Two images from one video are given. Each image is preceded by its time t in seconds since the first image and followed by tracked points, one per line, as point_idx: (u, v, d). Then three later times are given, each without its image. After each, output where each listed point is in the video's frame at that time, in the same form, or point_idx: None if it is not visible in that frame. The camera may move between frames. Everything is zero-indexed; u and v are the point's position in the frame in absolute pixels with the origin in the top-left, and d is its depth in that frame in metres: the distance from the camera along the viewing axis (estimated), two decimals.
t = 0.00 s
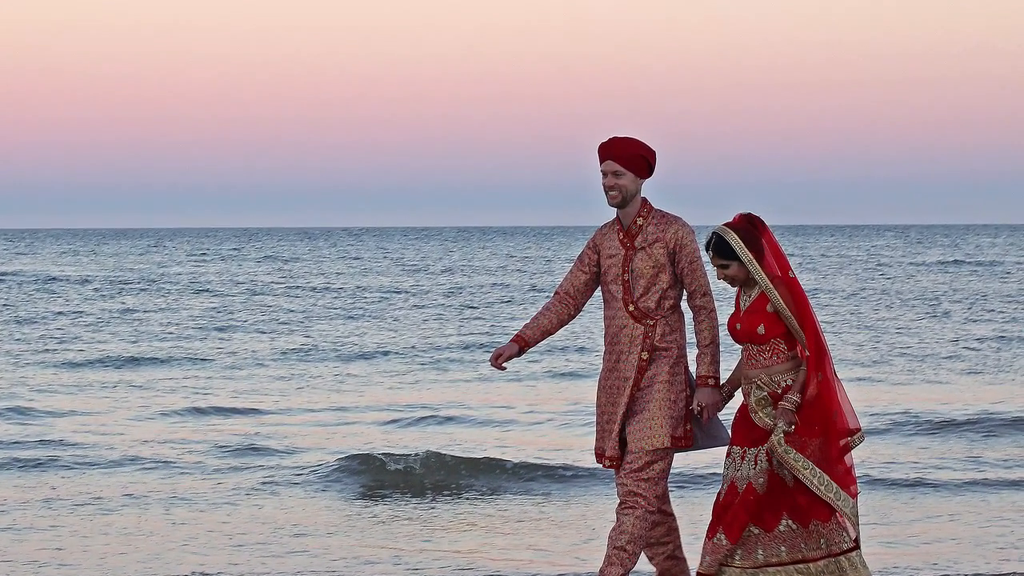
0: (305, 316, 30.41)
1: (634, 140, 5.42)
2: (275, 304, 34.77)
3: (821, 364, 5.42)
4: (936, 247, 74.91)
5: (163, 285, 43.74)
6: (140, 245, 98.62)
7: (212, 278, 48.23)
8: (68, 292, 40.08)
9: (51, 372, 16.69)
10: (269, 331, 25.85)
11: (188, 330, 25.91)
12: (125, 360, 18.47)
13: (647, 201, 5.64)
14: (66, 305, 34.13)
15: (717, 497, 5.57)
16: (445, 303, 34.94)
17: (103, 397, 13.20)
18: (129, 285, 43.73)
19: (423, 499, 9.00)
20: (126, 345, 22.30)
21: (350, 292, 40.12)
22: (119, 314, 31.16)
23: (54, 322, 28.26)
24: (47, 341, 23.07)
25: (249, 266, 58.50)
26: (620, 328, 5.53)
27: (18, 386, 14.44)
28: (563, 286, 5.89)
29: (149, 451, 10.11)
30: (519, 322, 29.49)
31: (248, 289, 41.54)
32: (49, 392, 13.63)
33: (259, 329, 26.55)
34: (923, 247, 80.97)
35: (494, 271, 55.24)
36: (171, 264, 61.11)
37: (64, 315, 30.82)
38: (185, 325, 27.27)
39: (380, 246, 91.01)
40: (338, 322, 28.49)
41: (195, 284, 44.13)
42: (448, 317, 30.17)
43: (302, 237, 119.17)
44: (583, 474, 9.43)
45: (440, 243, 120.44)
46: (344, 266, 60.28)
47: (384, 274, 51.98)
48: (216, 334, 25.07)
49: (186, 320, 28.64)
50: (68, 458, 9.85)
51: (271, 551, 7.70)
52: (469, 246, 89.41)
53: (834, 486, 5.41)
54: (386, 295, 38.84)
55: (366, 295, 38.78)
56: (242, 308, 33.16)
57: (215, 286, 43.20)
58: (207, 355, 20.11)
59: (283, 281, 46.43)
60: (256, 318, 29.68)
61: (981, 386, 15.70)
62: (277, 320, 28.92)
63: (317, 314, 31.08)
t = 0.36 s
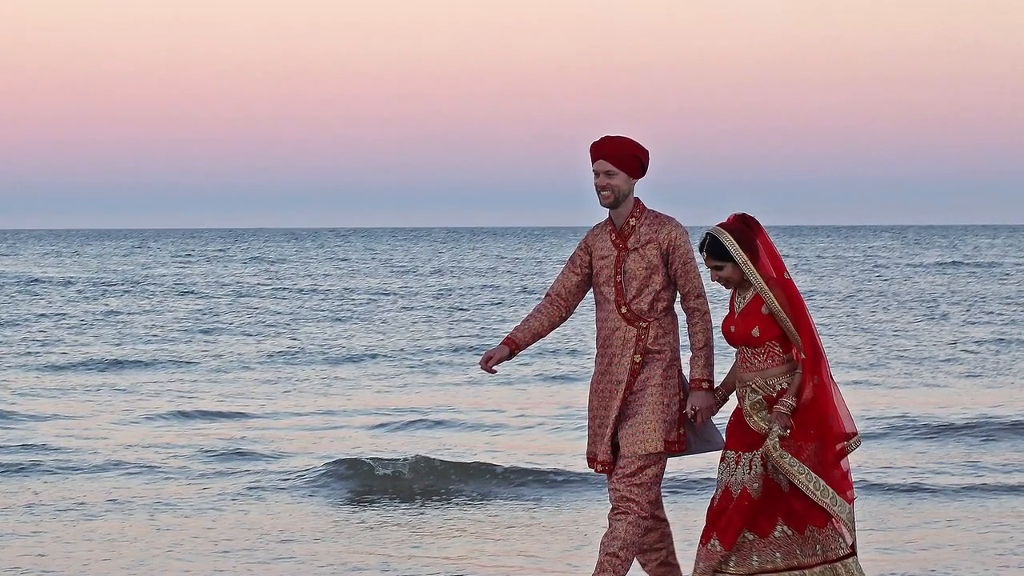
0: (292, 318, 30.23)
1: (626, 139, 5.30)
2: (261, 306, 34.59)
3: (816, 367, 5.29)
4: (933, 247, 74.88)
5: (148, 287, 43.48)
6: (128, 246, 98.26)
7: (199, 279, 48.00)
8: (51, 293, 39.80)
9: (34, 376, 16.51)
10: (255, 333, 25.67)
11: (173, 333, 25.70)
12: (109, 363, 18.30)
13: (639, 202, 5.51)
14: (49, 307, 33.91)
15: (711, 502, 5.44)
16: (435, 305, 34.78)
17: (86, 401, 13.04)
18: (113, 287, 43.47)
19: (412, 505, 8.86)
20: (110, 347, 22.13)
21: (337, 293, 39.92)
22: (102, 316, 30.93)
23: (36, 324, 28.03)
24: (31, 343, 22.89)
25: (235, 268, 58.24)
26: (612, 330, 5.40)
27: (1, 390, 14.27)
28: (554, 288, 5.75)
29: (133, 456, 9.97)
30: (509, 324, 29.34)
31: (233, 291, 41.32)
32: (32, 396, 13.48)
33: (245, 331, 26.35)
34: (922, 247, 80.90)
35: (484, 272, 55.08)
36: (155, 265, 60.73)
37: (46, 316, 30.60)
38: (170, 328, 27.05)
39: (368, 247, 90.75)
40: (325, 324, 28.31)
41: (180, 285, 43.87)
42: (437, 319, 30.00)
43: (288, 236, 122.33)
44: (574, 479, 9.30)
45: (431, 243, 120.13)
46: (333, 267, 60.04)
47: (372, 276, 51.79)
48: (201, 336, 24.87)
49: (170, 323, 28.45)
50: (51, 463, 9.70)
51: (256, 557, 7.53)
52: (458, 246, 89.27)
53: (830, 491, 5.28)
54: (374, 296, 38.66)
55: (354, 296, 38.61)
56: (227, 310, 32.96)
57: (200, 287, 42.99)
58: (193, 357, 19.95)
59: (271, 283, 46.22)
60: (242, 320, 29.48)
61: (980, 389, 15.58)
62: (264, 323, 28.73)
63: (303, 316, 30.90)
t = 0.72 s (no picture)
0: (278, 320, 30.05)
1: (619, 139, 5.17)
2: (247, 308, 34.38)
3: (812, 370, 5.17)
4: (929, 249, 74.83)
5: (131, 289, 43.24)
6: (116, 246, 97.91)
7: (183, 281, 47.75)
8: (34, 295, 39.54)
9: (17, 379, 16.33)
10: (241, 336, 25.48)
11: (158, 336, 25.50)
12: (93, 366, 18.13)
13: (633, 202, 5.37)
14: (31, 310, 33.66)
15: (705, 508, 5.31)
16: (424, 307, 34.61)
17: (68, 405, 12.88)
18: (95, 288, 43.22)
19: (401, 510, 8.72)
20: (93, 350, 21.94)
21: (325, 295, 39.74)
22: (84, 318, 30.73)
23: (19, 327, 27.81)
24: (14, 346, 22.69)
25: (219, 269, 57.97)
26: (604, 333, 5.26)
27: None
28: (545, 290, 5.62)
29: (117, 461, 9.83)
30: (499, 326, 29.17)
31: (219, 293, 41.10)
32: (15, 399, 13.32)
33: (231, 334, 26.17)
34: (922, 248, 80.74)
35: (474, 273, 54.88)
36: (139, 266, 60.38)
37: (29, 319, 30.36)
38: (154, 331, 26.84)
39: (355, 248, 90.43)
40: (312, 327, 28.12)
41: (165, 288, 43.64)
42: (426, 321, 29.84)
43: (276, 237, 125.75)
44: (567, 484, 9.16)
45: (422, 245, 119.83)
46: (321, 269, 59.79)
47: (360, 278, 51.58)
48: (186, 340, 24.67)
49: (155, 325, 28.25)
50: (33, 467, 9.56)
51: (242, 564, 7.35)
52: (447, 247, 89.11)
53: (825, 496, 5.15)
54: (362, 298, 38.52)
55: (342, 298, 38.42)
56: (213, 312, 32.75)
57: (185, 289, 42.74)
58: (177, 361, 19.78)
59: (257, 284, 45.98)
60: (227, 322, 29.31)
61: (980, 393, 15.44)
62: (250, 325, 28.54)
63: (289, 318, 30.69)
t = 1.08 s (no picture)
0: (266, 322, 29.85)
1: (612, 137, 5.04)
2: (234, 310, 34.18)
3: (809, 373, 5.04)
4: (925, 251, 74.78)
5: (115, 290, 42.99)
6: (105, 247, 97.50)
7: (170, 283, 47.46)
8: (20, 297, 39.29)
9: None
10: (228, 339, 25.29)
11: (143, 339, 25.28)
12: (78, 370, 17.95)
13: (626, 202, 5.25)
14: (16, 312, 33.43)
15: (699, 513, 5.18)
16: (414, 310, 34.43)
17: (51, 409, 12.72)
18: (80, 290, 42.96)
19: (390, 516, 8.59)
20: (77, 353, 21.75)
21: (313, 297, 39.56)
22: (68, 321, 30.50)
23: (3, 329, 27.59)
24: None
25: (208, 270, 57.67)
26: (597, 335, 5.13)
27: None
28: (537, 291, 5.49)
29: (101, 466, 9.68)
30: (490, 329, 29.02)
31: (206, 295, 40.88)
32: None
33: (217, 336, 25.96)
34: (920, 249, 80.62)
35: (464, 275, 54.69)
36: (123, 269, 60.06)
37: (14, 321, 30.14)
38: (139, 333, 26.62)
39: (344, 249, 90.12)
40: (300, 329, 27.93)
41: (151, 289, 43.42)
42: (416, 324, 29.66)
43: (263, 237, 127.13)
44: (559, 489, 9.03)
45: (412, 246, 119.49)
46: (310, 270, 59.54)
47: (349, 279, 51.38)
48: (172, 342, 24.48)
49: (141, 328, 28.05)
50: (15, 472, 9.41)
51: (228, 570, 7.19)
52: (437, 249, 88.95)
53: (823, 502, 5.02)
54: (351, 300, 38.32)
55: (330, 300, 38.24)
56: (200, 314, 32.54)
57: (171, 291, 42.52)
58: (162, 364, 19.59)
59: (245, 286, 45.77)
60: (213, 325, 29.09)
61: (979, 396, 15.32)
62: (238, 328, 28.35)
63: (277, 321, 30.53)
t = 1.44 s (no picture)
0: (253, 325, 29.65)
1: (604, 136, 4.90)
2: (220, 312, 33.96)
3: (806, 377, 4.91)
4: (924, 252, 74.66)
5: (98, 291, 42.72)
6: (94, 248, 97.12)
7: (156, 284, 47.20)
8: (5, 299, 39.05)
9: None
10: (214, 341, 25.10)
11: (127, 341, 25.06)
12: (62, 372, 17.78)
13: (619, 202, 5.12)
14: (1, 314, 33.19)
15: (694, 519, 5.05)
16: (404, 311, 34.25)
17: (34, 413, 12.56)
18: (64, 292, 42.67)
19: (379, 521, 8.45)
20: (60, 355, 21.56)
21: (301, 299, 39.37)
22: (52, 322, 30.32)
23: None
24: None
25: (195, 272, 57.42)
26: (590, 337, 5.00)
27: None
28: (529, 293, 5.35)
29: (85, 470, 9.54)
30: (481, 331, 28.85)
31: (192, 296, 40.61)
32: None
33: (203, 339, 25.75)
34: (920, 249, 80.51)
35: (453, 276, 54.47)
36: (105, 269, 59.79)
37: None
38: (124, 335, 26.40)
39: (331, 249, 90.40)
40: (288, 331, 27.73)
41: (136, 291, 43.17)
42: (406, 326, 29.48)
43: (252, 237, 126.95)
44: (551, 494, 8.90)
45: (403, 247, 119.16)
46: (298, 271, 59.28)
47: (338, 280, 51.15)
48: (157, 344, 24.29)
49: (125, 330, 27.85)
50: None
51: None
52: (426, 250, 88.85)
53: (820, 507, 4.90)
54: (340, 302, 38.16)
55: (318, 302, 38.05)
56: (186, 317, 32.33)
57: (156, 293, 42.26)
58: (148, 366, 19.41)
59: (232, 287, 45.51)
60: (199, 327, 28.87)
61: (980, 400, 15.20)
62: (223, 330, 28.12)
63: (264, 322, 30.34)
